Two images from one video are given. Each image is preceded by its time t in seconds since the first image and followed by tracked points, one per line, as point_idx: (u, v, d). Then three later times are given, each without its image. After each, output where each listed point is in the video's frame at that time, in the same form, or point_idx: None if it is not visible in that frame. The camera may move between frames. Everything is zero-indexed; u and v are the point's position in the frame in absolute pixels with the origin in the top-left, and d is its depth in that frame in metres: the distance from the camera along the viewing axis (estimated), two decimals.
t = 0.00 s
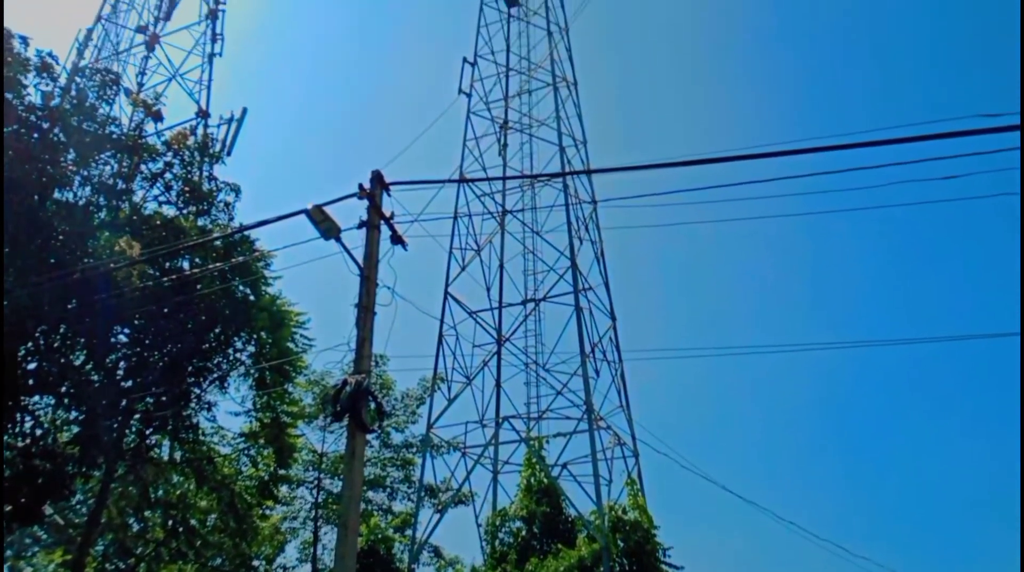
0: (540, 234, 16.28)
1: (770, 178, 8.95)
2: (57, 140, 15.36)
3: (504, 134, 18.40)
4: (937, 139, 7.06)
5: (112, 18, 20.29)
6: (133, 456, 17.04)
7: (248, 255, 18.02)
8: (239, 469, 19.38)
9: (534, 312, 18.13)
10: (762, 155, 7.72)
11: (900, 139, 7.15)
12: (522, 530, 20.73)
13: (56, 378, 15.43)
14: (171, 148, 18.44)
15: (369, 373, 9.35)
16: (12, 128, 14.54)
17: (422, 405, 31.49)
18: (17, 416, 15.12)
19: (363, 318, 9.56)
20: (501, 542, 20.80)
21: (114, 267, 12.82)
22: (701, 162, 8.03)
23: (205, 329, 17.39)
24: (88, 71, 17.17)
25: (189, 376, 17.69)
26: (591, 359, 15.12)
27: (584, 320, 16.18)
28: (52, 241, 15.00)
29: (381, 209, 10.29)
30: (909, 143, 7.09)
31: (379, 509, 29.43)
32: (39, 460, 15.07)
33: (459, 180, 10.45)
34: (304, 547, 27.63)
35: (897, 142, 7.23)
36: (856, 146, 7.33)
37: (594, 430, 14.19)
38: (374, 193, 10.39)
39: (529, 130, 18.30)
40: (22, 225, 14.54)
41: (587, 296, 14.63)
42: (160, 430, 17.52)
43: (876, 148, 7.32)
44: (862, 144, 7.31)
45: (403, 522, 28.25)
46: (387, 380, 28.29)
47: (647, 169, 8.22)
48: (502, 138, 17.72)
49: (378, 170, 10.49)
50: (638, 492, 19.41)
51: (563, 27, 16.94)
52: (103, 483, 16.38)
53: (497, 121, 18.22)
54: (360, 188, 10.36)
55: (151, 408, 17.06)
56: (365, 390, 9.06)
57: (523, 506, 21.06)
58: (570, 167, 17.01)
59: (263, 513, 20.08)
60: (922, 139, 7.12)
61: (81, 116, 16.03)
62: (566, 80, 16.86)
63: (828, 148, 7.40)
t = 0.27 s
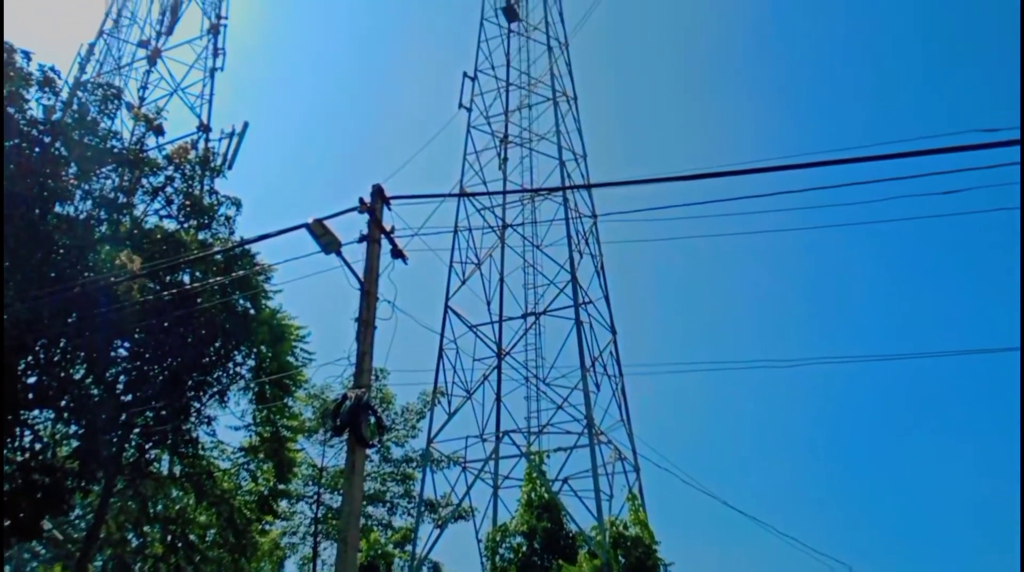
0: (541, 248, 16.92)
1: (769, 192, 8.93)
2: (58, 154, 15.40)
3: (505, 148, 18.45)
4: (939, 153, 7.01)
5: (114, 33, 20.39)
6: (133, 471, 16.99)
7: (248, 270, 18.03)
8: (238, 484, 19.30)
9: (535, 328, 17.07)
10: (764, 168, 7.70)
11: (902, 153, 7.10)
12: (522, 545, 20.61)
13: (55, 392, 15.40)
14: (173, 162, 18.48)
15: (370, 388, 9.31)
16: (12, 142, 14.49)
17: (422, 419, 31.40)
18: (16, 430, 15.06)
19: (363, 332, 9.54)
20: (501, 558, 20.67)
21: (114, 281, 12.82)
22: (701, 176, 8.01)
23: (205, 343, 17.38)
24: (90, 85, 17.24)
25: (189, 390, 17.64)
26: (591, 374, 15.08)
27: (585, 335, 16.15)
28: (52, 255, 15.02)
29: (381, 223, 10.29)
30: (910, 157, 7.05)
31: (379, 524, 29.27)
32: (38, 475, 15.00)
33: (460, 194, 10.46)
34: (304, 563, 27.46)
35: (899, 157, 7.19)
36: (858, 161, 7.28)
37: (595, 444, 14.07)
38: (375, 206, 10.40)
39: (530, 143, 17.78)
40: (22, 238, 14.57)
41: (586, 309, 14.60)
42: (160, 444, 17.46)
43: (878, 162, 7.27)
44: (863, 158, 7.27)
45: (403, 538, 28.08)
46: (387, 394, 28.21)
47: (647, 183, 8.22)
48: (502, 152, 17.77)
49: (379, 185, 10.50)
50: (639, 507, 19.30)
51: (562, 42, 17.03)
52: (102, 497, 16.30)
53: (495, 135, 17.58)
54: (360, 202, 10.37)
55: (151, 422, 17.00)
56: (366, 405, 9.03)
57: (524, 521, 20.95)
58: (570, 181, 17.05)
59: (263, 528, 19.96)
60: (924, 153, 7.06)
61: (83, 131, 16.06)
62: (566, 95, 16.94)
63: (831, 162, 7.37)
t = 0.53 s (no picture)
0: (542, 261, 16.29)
1: (769, 206, 8.95)
2: (61, 168, 15.46)
3: (505, 161, 18.52)
4: (941, 167, 6.98)
5: (117, 47, 20.54)
6: (132, 484, 16.97)
7: (249, 283, 18.07)
8: (238, 497, 19.27)
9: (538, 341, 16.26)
10: (763, 182, 7.71)
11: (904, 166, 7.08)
12: (523, 559, 20.52)
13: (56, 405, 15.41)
14: (174, 175, 18.56)
15: (370, 401, 9.32)
16: (14, 155, 14.48)
17: (422, 432, 31.35)
18: (16, 443, 15.06)
19: (363, 345, 9.57)
20: None
21: (115, 294, 12.84)
22: (700, 191, 8.04)
23: (205, 356, 17.40)
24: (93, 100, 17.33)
25: (189, 403, 17.65)
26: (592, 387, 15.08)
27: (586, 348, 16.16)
28: (53, 269, 15.06)
29: (382, 236, 10.35)
30: (913, 170, 7.02)
31: (380, 538, 29.17)
32: (38, 488, 14.98)
33: (460, 208, 10.51)
34: None
35: (901, 170, 7.17)
36: (858, 174, 7.28)
37: (595, 458, 14.04)
38: (375, 220, 10.45)
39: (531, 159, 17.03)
40: (24, 251, 14.62)
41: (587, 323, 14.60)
42: (160, 457, 17.45)
43: (880, 176, 7.26)
44: (864, 171, 7.27)
45: (404, 552, 27.98)
46: (388, 407, 28.19)
47: (646, 196, 8.25)
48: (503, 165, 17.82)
49: (380, 198, 10.55)
50: (640, 521, 19.23)
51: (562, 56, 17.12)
52: (101, 511, 16.29)
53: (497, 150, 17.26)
54: (361, 216, 10.42)
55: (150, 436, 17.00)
56: (366, 418, 9.05)
57: (524, 534, 20.87)
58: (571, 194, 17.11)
59: (263, 542, 19.90)
60: (927, 166, 7.03)
61: (85, 144, 16.16)
62: (566, 109, 17.02)
63: (832, 176, 7.37)
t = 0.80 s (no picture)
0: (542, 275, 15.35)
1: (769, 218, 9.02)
2: (63, 180, 15.51)
3: (505, 174, 18.59)
4: (942, 179, 7.04)
5: (119, 60, 20.66)
6: (131, 496, 16.96)
7: (249, 294, 18.12)
8: (237, 509, 19.24)
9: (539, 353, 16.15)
10: (763, 194, 7.78)
11: (905, 178, 7.13)
12: None
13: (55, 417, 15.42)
14: (175, 188, 18.64)
15: (369, 413, 9.35)
16: (16, 167, 14.49)
17: (422, 443, 31.30)
18: (15, 455, 15.07)
19: (363, 357, 9.60)
20: None
21: (116, 306, 12.88)
22: (701, 203, 8.11)
23: (205, 368, 17.43)
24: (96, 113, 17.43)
25: (189, 415, 17.66)
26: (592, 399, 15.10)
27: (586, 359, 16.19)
28: (54, 281, 15.07)
29: (382, 249, 10.40)
30: (915, 182, 7.06)
31: (379, 550, 29.08)
32: (37, 500, 14.98)
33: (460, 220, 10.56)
34: None
35: (902, 182, 7.23)
36: (860, 186, 7.34)
37: (596, 469, 14.01)
38: (376, 232, 10.51)
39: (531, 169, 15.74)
40: (24, 262, 14.67)
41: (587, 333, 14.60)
42: (159, 469, 17.44)
43: (878, 189, 7.31)
44: (866, 183, 7.32)
45: (403, 564, 27.89)
46: (388, 418, 28.17)
47: (646, 209, 8.32)
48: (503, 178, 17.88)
49: (380, 211, 10.61)
50: (640, 533, 19.19)
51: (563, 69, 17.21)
52: (100, 523, 16.29)
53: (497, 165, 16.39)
54: (361, 228, 10.47)
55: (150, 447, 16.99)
56: (365, 430, 9.07)
57: (524, 547, 20.82)
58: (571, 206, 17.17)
59: (261, 554, 19.86)
60: (928, 178, 7.08)
61: (87, 156, 16.25)
62: (566, 121, 17.10)
63: (832, 188, 7.44)
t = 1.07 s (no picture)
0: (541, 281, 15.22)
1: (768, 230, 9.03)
2: (63, 191, 15.46)
3: (505, 185, 18.61)
4: (941, 192, 7.03)
5: (119, 71, 20.73)
6: (128, 508, 16.90)
7: (248, 305, 18.12)
8: (235, 521, 19.17)
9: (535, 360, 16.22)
10: (761, 205, 7.78)
11: (905, 190, 7.13)
12: None
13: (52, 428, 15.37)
14: (175, 199, 18.66)
15: (368, 424, 9.33)
16: (16, 178, 14.51)
17: (421, 454, 31.21)
18: (12, 466, 15.04)
19: (361, 369, 9.59)
20: None
21: (115, 317, 12.88)
22: (699, 214, 8.12)
23: (203, 379, 17.43)
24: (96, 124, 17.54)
25: (186, 426, 17.64)
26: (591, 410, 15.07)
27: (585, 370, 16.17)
28: (54, 291, 15.11)
29: (382, 259, 10.41)
30: (915, 194, 7.05)
31: (378, 562, 28.95)
32: (34, 511, 14.94)
33: (459, 231, 10.58)
34: None
35: (902, 194, 7.23)
36: (858, 198, 7.34)
37: (595, 480, 13.95)
38: (375, 243, 10.52)
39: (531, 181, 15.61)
40: (25, 272, 14.59)
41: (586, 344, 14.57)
42: (156, 481, 17.32)
43: (876, 201, 7.32)
44: (866, 195, 7.32)
45: None
46: (387, 430, 28.09)
47: (644, 220, 8.33)
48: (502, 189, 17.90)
49: (379, 222, 10.63)
50: (640, 545, 19.10)
51: (562, 80, 17.27)
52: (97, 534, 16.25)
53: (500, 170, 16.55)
54: (361, 239, 10.49)
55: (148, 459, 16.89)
56: (364, 441, 9.06)
57: (523, 559, 20.73)
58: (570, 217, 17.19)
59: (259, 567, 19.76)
60: (928, 190, 7.07)
61: (87, 167, 16.30)
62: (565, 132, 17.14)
63: (831, 199, 7.45)
